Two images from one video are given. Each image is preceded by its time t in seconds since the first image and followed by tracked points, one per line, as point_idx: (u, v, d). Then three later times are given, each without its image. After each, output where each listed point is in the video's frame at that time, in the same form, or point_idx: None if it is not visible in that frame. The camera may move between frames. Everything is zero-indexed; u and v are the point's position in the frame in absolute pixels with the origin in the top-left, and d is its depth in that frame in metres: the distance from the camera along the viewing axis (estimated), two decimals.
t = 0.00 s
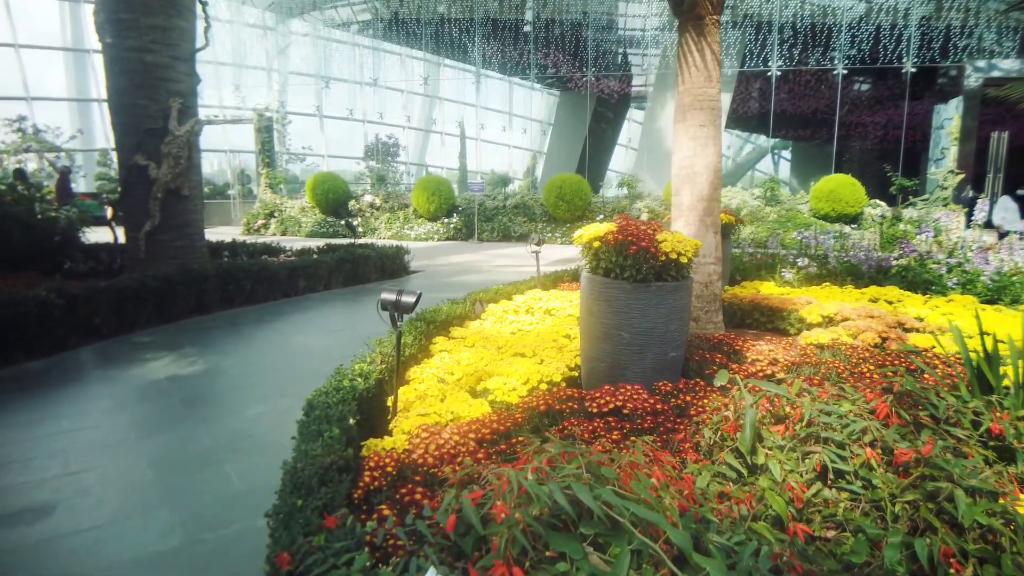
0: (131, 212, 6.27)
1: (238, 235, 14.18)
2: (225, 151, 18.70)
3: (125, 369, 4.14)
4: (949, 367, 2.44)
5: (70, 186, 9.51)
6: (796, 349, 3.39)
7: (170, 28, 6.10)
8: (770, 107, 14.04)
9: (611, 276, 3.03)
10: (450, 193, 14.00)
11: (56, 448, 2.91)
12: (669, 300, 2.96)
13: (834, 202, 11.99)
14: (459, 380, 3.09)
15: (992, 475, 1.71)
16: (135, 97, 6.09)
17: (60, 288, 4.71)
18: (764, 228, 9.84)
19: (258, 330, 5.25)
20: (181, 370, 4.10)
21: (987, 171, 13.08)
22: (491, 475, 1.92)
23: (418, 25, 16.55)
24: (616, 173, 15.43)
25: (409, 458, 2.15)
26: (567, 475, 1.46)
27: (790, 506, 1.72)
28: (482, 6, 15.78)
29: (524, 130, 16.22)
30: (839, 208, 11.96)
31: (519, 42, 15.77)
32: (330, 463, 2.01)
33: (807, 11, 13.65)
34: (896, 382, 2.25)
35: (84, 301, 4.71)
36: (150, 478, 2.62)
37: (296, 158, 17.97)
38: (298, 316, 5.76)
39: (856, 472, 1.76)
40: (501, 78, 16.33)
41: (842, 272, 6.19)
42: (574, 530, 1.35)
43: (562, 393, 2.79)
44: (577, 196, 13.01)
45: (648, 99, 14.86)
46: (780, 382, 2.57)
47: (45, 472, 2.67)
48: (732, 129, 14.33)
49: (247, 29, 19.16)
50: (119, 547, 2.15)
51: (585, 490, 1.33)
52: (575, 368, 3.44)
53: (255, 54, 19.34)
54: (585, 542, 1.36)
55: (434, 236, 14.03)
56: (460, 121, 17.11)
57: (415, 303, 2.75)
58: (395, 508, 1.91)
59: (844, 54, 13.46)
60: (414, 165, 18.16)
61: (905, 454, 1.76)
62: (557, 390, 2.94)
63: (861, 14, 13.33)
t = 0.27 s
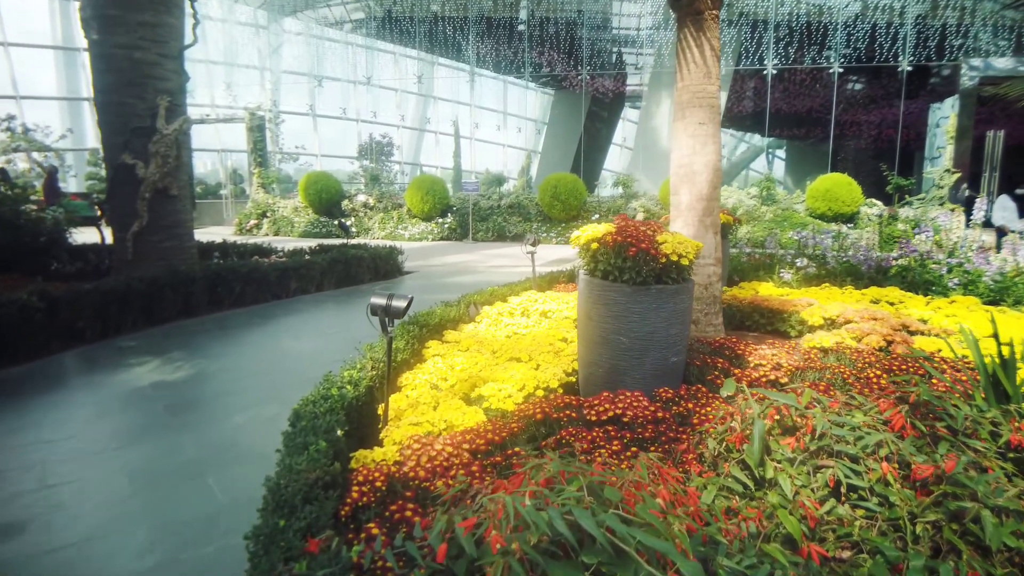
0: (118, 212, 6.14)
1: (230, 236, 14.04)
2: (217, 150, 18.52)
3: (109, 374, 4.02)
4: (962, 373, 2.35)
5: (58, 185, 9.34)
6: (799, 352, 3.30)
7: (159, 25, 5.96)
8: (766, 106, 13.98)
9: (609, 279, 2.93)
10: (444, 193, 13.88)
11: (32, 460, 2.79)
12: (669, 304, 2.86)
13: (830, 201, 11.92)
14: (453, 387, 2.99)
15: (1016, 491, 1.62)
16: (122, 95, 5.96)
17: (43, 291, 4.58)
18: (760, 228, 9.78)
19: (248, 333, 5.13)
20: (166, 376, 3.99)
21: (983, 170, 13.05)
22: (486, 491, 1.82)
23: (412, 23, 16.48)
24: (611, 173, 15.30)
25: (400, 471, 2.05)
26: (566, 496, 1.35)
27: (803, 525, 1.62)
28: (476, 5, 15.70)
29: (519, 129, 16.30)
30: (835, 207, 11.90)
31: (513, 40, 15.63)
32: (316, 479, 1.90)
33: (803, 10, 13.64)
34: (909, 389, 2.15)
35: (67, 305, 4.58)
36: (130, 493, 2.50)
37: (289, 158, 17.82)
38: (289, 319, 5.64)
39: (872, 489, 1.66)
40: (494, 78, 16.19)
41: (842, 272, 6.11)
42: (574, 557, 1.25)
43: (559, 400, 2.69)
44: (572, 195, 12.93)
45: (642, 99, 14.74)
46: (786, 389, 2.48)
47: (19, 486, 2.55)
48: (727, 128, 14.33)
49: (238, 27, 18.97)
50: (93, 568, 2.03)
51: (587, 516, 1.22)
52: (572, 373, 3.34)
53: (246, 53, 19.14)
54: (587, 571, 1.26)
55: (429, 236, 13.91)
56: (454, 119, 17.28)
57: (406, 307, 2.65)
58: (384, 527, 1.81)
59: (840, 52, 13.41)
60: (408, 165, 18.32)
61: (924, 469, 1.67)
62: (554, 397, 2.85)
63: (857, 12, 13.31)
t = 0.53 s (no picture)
0: (102, 213, 6.01)
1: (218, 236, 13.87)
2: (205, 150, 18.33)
3: (89, 380, 3.90)
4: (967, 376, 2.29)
5: (40, 184, 9.17)
6: (797, 355, 3.24)
7: (143, 22, 5.83)
8: (757, 106, 13.97)
9: (605, 281, 2.86)
10: (435, 193, 13.78)
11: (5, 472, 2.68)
12: (666, 307, 2.79)
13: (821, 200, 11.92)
14: (443, 393, 2.90)
15: None
16: (105, 93, 5.83)
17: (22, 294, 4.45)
18: (753, 227, 9.75)
19: (234, 336, 5.02)
20: (147, 381, 3.87)
21: (973, 170, 13.09)
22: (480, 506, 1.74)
23: (402, 22, 16.41)
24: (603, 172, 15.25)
25: (388, 483, 1.96)
26: (565, 517, 1.27)
27: (811, 541, 1.55)
28: (467, 3, 15.56)
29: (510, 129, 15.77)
30: (826, 207, 11.90)
31: (505, 39, 15.57)
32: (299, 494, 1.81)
33: (794, 9, 13.63)
34: (915, 395, 2.09)
35: (47, 308, 4.45)
36: (106, 507, 2.40)
37: (278, 157, 17.67)
38: (277, 322, 5.53)
39: (883, 502, 1.59)
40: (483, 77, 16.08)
41: (836, 272, 6.07)
42: None
43: (554, 407, 2.61)
44: (563, 195, 12.86)
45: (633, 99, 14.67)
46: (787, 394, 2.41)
47: None
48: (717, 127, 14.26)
49: (227, 26, 18.79)
50: None
51: (588, 540, 1.15)
52: (567, 378, 3.26)
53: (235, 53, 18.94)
54: None
55: (419, 236, 13.80)
56: (444, 119, 16.75)
57: (395, 311, 2.56)
58: (371, 544, 1.73)
59: (831, 52, 13.42)
60: (398, 164, 18.06)
61: (937, 481, 1.60)
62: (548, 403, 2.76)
63: (847, 12, 13.33)
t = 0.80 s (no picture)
0: (89, 213, 5.88)
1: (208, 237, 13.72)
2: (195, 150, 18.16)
3: (74, 384, 3.79)
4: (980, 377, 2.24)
5: (24, 183, 8.88)
6: (800, 356, 3.19)
7: (129, 18, 5.71)
8: (749, 106, 14.00)
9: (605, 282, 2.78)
10: (427, 193, 13.68)
11: None
12: (669, 308, 2.71)
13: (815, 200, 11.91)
14: (440, 396, 2.82)
15: None
16: (91, 91, 5.70)
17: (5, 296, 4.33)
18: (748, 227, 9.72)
19: (224, 338, 4.91)
20: (135, 385, 3.77)
21: (965, 170, 13.13)
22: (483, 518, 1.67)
23: (394, 22, 16.07)
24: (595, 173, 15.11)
25: (385, 493, 1.89)
26: (577, 534, 1.20)
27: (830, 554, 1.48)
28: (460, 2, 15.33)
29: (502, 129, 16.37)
30: (820, 207, 11.89)
31: (497, 39, 15.39)
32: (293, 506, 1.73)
33: (787, 9, 13.60)
34: (930, 397, 2.02)
35: (31, 311, 4.34)
36: (91, 517, 2.30)
37: (269, 158, 17.53)
38: (268, 323, 5.43)
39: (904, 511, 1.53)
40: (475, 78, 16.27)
41: (833, 272, 6.03)
42: None
43: (554, 411, 2.53)
44: (557, 195, 12.79)
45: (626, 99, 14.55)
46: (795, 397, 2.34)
47: None
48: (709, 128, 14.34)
49: (217, 25, 18.56)
50: None
51: (606, 560, 1.07)
52: (566, 380, 3.19)
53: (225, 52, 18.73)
54: None
55: (412, 237, 13.69)
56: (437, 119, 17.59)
57: (391, 312, 2.48)
58: (369, 559, 1.65)
59: (825, 52, 13.41)
60: (390, 165, 18.81)
61: (960, 490, 1.54)
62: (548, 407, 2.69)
63: (841, 12, 13.30)
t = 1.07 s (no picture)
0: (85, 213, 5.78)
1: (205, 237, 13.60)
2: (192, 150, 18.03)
3: (70, 389, 3.70)
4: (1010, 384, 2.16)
5: (20, 184, 8.88)
6: (816, 360, 3.11)
7: (127, 15, 5.62)
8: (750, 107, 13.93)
9: (619, 285, 2.70)
10: (427, 193, 13.59)
11: None
12: (684, 312, 2.63)
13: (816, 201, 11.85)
14: (448, 403, 2.74)
15: None
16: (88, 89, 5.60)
17: None
18: (750, 228, 9.65)
19: (223, 341, 4.82)
20: (133, 390, 3.67)
21: (966, 170, 13.10)
22: (504, 535, 1.60)
23: (393, 20, 16.00)
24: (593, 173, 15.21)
25: (397, 507, 1.81)
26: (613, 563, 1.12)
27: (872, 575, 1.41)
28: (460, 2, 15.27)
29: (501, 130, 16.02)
30: (821, 207, 11.83)
31: (497, 40, 15.31)
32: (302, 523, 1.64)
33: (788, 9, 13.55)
34: (962, 406, 1.95)
35: (25, 313, 4.24)
36: (86, 530, 2.21)
37: (266, 157, 17.40)
38: (268, 325, 5.34)
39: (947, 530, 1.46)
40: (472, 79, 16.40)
41: (840, 274, 5.96)
42: None
43: (568, 418, 2.45)
44: (557, 195, 12.71)
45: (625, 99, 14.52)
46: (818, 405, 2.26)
47: None
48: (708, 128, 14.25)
49: (214, 25, 18.43)
50: None
51: None
52: (576, 386, 3.11)
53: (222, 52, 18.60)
54: None
55: (411, 237, 13.58)
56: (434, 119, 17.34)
57: (399, 317, 2.40)
58: None
59: (826, 52, 13.38)
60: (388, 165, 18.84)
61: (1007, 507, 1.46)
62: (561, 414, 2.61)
63: (841, 12, 13.26)
